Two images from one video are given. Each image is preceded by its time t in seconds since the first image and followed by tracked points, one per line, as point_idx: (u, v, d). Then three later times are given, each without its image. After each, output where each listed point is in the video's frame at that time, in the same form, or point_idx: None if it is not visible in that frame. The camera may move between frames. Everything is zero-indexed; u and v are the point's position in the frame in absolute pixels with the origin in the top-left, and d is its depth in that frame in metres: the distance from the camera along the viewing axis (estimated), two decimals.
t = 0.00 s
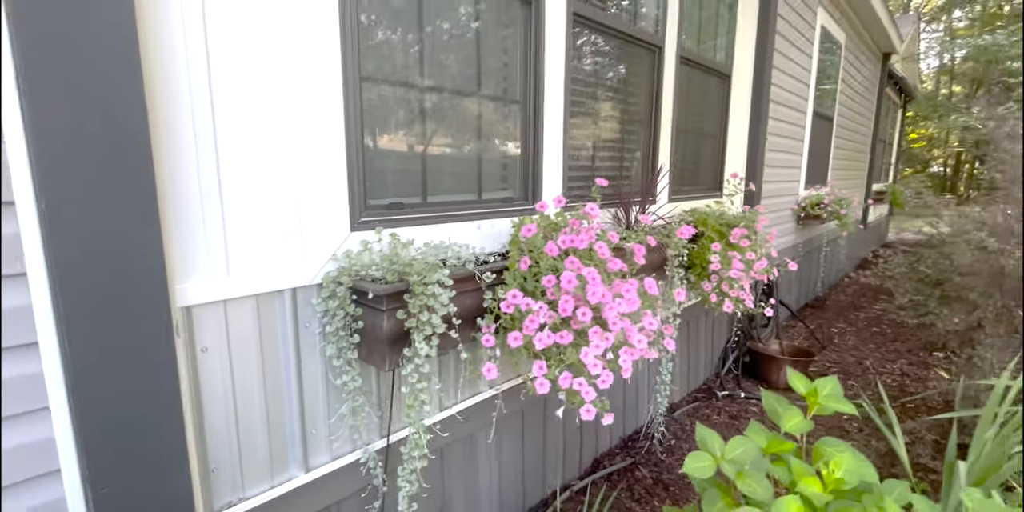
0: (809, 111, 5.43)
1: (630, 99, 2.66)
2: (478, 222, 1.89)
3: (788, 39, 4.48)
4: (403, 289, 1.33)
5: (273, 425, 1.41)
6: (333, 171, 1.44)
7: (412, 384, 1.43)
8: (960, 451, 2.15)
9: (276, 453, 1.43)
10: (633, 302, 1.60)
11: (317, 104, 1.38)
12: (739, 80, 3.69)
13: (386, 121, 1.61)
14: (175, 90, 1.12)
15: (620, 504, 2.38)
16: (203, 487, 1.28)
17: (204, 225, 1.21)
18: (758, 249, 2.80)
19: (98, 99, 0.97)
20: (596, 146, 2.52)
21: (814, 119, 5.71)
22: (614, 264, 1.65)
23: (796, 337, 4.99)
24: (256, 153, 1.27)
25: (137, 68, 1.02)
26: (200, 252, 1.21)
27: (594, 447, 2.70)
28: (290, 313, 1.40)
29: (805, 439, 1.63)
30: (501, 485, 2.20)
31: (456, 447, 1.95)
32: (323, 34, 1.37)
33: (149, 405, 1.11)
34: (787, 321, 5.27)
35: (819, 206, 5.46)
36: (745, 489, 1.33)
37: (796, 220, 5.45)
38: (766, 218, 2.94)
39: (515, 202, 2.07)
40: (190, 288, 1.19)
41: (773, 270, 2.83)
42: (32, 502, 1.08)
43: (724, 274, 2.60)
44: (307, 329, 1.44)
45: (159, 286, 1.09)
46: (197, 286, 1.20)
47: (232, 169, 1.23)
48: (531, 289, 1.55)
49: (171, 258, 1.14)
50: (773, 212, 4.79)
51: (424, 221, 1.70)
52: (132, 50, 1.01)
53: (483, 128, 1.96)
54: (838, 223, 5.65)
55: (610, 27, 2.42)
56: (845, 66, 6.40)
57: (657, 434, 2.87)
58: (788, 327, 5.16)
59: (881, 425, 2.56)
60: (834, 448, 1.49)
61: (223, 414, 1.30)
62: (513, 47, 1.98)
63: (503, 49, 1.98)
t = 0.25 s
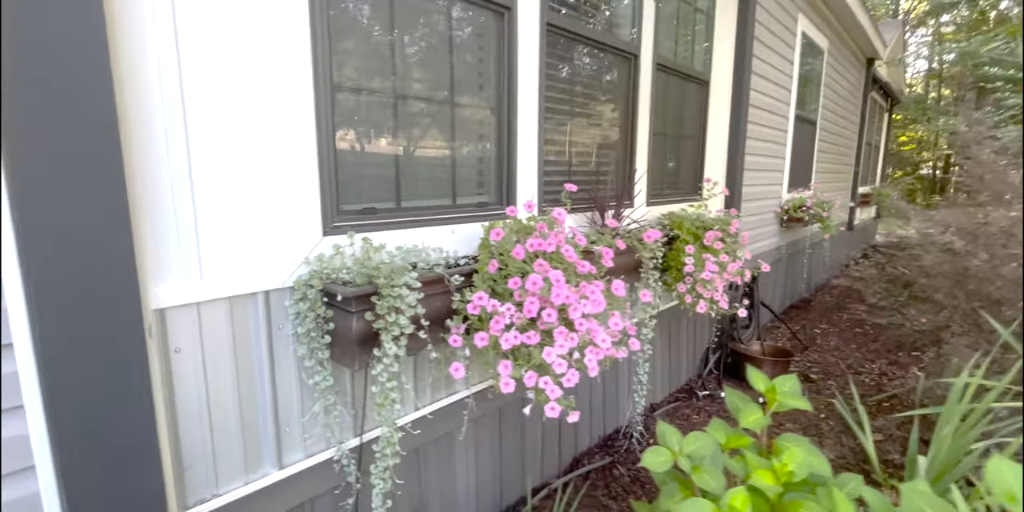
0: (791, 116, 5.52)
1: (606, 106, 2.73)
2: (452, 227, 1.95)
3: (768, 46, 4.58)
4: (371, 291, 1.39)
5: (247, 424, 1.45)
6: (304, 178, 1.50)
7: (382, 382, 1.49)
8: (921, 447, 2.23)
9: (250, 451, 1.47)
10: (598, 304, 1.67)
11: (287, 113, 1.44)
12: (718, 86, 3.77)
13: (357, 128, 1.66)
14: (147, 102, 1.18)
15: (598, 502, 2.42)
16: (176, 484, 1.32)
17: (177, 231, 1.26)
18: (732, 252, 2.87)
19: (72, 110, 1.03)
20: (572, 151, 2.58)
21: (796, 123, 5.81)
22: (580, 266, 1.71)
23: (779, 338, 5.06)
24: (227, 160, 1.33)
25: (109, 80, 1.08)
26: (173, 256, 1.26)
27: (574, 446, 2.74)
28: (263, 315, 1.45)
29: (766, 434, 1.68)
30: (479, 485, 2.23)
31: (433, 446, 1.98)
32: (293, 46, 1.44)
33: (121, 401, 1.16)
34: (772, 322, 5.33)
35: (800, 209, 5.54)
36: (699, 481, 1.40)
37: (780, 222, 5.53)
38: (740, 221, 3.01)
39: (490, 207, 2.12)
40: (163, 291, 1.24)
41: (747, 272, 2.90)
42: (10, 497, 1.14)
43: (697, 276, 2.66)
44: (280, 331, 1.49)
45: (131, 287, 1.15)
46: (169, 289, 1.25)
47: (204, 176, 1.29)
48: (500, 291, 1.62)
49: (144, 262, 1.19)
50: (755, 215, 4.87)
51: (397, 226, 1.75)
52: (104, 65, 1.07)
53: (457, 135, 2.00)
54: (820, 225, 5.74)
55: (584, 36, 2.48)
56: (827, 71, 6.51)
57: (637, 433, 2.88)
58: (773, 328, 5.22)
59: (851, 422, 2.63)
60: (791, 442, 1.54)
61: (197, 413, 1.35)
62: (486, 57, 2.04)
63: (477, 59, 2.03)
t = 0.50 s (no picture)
0: (773, 116, 5.62)
1: (584, 106, 2.79)
2: (429, 224, 2.02)
3: (748, 47, 4.67)
4: (343, 284, 1.45)
5: (224, 415, 1.50)
6: (277, 176, 1.56)
7: (354, 373, 1.54)
8: (884, 436, 2.30)
9: (228, 441, 1.52)
10: (566, 297, 1.74)
11: (260, 113, 1.50)
12: (698, 87, 3.85)
13: (335, 128, 1.72)
14: (123, 102, 1.23)
15: (575, 493, 2.47)
16: (155, 471, 1.36)
17: (152, 226, 1.31)
18: (707, 249, 2.95)
19: (57, 106, 1.05)
20: (551, 151, 2.64)
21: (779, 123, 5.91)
22: (550, 261, 1.78)
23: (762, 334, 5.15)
24: (202, 157, 1.38)
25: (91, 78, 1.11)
26: (148, 251, 1.31)
27: (554, 439, 2.79)
28: (239, 309, 1.50)
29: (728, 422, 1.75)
30: (458, 477, 2.28)
31: (411, 437, 2.03)
32: (266, 49, 1.50)
33: (103, 390, 1.19)
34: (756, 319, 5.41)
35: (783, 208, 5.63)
36: (658, 464, 1.45)
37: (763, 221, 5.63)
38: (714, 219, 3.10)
39: (466, 205, 2.19)
40: (139, 285, 1.28)
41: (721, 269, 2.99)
42: None
43: (672, 272, 2.74)
44: (256, 324, 1.54)
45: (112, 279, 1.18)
46: (145, 283, 1.30)
47: (179, 173, 1.34)
48: (471, 285, 1.68)
49: (120, 256, 1.24)
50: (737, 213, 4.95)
51: (373, 223, 1.82)
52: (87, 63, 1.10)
53: (434, 134, 2.04)
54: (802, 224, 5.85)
55: (561, 39, 2.55)
56: (810, 72, 6.62)
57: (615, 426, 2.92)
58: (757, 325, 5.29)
59: (822, 414, 2.70)
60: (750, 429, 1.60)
61: (174, 402, 1.39)
62: (462, 58, 2.10)
63: (453, 60, 2.08)
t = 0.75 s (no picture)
0: (765, 114, 5.66)
1: (574, 104, 2.81)
2: (418, 221, 2.04)
3: (739, 45, 4.70)
4: (330, 281, 1.47)
5: (214, 410, 1.52)
6: (266, 173, 1.58)
7: (342, 368, 1.56)
8: (868, 428, 2.34)
9: (219, 435, 1.54)
10: (552, 293, 1.77)
11: (248, 111, 1.52)
12: (688, 85, 3.88)
13: (324, 126, 1.74)
14: (111, 100, 1.24)
15: (566, 487, 2.50)
16: (145, 464, 1.38)
17: (142, 223, 1.33)
18: (696, 246, 2.98)
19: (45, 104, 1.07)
20: (541, 148, 2.66)
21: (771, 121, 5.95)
22: (537, 257, 1.80)
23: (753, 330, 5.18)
24: (189, 155, 1.40)
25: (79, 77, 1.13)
26: (137, 247, 1.32)
27: (545, 434, 2.82)
28: (228, 305, 1.52)
29: (713, 414, 1.77)
30: (449, 471, 2.31)
31: (401, 432, 2.06)
32: (253, 48, 1.52)
33: (93, 385, 1.21)
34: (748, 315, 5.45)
35: (775, 205, 5.65)
36: (641, 456, 1.48)
37: (754, 218, 5.67)
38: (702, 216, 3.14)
39: (455, 202, 2.21)
40: (128, 281, 1.30)
41: (708, 264, 3.03)
42: None
43: (661, 268, 2.77)
44: (246, 320, 1.56)
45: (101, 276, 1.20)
46: (135, 278, 1.32)
47: (167, 170, 1.36)
48: (458, 281, 1.71)
49: (109, 252, 1.26)
50: (728, 211, 5.00)
51: (361, 220, 1.84)
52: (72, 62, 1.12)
53: (423, 132, 2.07)
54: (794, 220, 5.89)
55: (551, 38, 2.58)
56: (802, 70, 6.67)
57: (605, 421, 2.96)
58: (749, 320, 5.33)
59: (809, 407, 2.74)
60: (733, 421, 1.64)
61: (164, 396, 1.41)
62: (451, 58, 2.12)
63: (443, 58, 2.10)
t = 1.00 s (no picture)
0: (753, 113, 5.71)
1: (565, 105, 2.83)
2: (408, 222, 2.04)
3: (728, 46, 4.74)
4: (320, 282, 1.47)
5: (204, 412, 1.51)
6: (255, 175, 1.58)
7: (332, 369, 1.56)
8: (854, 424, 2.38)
9: (209, 437, 1.53)
10: (542, 292, 1.78)
11: (237, 113, 1.52)
12: (678, 85, 3.91)
13: (313, 128, 1.74)
14: (96, 100, 1.23)
15: (558, 485, 2.51)
16: (133, 467, 1.37)
17: (129, 225, 1.32)
18: (685, 245, 3.01)
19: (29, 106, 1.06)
20: (532, 149, 2.67)
21: (760, 121, 6.01)
22: (527, 257, 1.81)
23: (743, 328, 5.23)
24: (176, 156, 1.40)
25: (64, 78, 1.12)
26: (124, 250, 1.32)
27: (537, 433, 2.83)
28: (217, 307, 1.52)
29: (701, 412, 1.79)
30: (441, 472, 2.31)
31: (393, 433, 2.06)
32: (241, 49, 1.52)
33: (80, 388, 1.20)
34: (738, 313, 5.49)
35: (763, 204, 5.71)
36: (630, 453, 1.49)
37: (744, 217, 5.72)
38: (692, 215, 3.16)
39: (446, 203, 2.21)
40: (115, 283, 1.29)
41: (698, 263, 3.05)
42: None
43: (651, 267, 2.79)
44: (235, 322, 1.56)
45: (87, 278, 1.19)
46: (122, 281, 1.31)
47: (154, 172, 1.36)
48: (449, 281, 1.71)
49: (96, 254, 1.25)
50: (718, 210, 5.04)
51: (350, 221, 1.85)
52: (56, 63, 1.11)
53: (414, 132, 2.07)
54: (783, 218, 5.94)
55: (542, 38, 2.59)
56: (790, 70, 6.74)
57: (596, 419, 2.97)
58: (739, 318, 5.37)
59: (797, 404, 2.78)
60: (721, 418, 1.65)
61: (153, 400, 1.40)
62: (441, 59, 2.12)
63: (433, 59, 2.10)
